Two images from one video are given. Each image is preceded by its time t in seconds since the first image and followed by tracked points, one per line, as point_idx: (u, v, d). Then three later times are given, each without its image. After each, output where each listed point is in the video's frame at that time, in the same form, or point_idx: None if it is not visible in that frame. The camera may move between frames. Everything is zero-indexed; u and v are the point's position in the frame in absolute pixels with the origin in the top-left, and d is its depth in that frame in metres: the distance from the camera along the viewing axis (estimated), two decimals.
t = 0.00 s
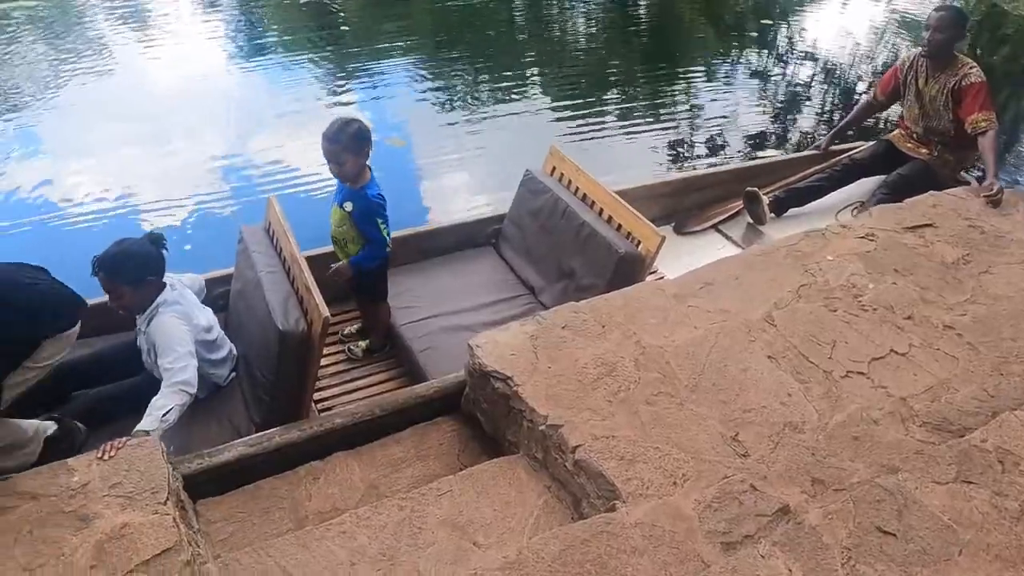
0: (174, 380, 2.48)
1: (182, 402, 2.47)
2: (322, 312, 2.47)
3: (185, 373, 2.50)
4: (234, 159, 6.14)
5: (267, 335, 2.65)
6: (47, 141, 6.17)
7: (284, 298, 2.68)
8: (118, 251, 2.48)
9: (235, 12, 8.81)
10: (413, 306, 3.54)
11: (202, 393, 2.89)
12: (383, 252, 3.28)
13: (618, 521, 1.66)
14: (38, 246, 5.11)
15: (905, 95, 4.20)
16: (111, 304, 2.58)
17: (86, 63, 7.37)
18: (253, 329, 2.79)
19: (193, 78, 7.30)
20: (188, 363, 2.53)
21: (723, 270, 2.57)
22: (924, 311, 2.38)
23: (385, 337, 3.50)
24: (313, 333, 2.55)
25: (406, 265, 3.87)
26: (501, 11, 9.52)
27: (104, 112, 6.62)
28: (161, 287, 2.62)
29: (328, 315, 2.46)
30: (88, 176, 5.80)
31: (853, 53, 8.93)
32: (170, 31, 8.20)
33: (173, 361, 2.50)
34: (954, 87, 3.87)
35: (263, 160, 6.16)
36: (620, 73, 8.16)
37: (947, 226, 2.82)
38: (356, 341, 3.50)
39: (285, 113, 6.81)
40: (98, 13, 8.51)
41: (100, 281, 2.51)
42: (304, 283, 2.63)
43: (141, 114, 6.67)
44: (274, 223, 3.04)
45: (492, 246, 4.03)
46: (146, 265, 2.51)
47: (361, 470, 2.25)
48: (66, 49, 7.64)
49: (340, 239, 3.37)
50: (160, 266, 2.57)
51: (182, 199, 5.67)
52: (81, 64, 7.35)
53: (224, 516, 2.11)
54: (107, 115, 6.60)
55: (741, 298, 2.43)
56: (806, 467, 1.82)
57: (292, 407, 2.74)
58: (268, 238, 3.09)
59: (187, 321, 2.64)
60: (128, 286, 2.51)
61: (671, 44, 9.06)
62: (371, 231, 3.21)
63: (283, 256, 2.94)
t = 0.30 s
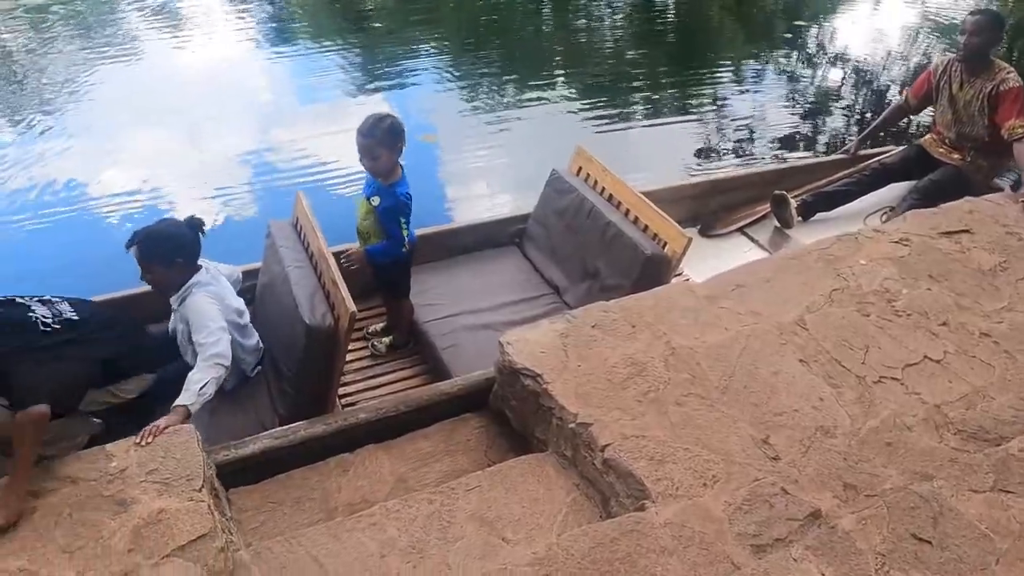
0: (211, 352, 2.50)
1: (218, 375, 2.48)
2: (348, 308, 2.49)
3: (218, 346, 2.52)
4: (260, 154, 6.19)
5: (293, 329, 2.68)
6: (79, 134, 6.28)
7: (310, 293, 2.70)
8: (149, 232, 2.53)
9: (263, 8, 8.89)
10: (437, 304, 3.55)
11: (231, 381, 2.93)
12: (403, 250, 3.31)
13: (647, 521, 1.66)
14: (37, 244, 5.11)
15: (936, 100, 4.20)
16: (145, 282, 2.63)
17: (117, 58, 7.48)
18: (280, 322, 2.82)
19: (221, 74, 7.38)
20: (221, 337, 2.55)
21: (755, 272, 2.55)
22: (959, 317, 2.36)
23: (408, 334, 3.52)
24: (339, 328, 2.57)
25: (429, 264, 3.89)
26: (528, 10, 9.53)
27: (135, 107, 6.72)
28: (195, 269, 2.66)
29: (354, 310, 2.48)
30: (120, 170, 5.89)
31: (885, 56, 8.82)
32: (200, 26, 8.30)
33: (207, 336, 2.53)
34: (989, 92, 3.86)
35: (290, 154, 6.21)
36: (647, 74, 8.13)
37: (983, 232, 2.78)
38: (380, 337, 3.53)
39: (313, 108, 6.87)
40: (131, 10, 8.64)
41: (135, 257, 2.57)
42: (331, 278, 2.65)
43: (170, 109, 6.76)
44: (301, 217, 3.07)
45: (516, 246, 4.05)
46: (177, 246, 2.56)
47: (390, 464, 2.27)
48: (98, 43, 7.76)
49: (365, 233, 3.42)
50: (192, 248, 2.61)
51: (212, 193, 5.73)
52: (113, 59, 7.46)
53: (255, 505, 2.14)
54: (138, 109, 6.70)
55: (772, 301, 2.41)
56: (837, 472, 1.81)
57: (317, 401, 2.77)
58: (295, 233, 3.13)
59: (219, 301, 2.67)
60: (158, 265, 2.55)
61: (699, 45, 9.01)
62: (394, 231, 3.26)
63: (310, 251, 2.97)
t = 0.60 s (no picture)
0: (240, 331, 2.54)
1: (246, 355, 2.51)
2: (374, 303, 2.51)
3: (247, 326, 2.55)
4: (287, 149, 6.26)
5: (320, 321, 2.71)
6: (112, 127, 6.38)
7: (337, 286, 2.73)
8: (190, 216, 2.58)
9: (293, 5, 8.99)
10: (461, 301, 3.57)
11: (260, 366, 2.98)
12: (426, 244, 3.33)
13: (676, 519, 1.67)
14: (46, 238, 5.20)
15: (972, 105, 4.16)
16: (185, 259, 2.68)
17: (149, 53, 7.61)
18: (306, 314, 2.85)
19: (251, 70, 7.46)
20: (250, 317, 2.58)
21: (786, 275, 2.54)
22: (995, 324, 2.33)
23: (432, 332, 3.54)
24: (365, 322, 2.59)
25: (454, 262, 3.91)
26: (557, 10, 9.53)
27: (167, 102, 6.83)
28: (235, 254, 2.71)
29: (380, 306, 2.50)
30: (152, 163, 5.99)
31: (919, 59, 8.70)
32: (231, 22, 8.41)
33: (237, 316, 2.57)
34: None
35: (316, 150, 6.27)
36: (675, 74, 8.10)
37: (1021, 239, 2.74)
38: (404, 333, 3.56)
39: (340, 104, 6.92)
40: (164, 7, 8.77)
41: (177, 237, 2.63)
42: (358, 273, 2.68)
43: (201, 104, 6.85)
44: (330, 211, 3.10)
45: (541, 245, 4.06)
46: (217, 230, 2.59)
47: (418, 456, 2.29)
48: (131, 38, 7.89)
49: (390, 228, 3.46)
50: (232, 232, 2.66)
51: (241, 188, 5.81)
52: (146, 54, 7.59)
53: (286, 493, 2.17)
54: (169, 104, 6.81)
55: (804, 304, 2.40)
56: (870, 476, 1.80)
57: (341, 394, 2.80)
58: (323, 227, 3.16)
59: (254, 284, 2.72)
60: (197, 246, 2.60)
61: (729, 46, 8.95)
62: (421, 224, 3.28)
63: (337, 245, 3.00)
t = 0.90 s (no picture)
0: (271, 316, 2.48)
1: (279, 339, 2.43)
2: (402, 298, 2.53)
3: (279, 312, 2.50)
4: (314, 146, 6.32)
5: (348, 314, 2.74)
6: (143, 121, 6.48)
7: (365, 280, 2.75)
8: (223, 205, 2.62)
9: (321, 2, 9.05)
10: (487, 298, 3.59)
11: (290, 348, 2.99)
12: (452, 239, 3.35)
13: (706, 518, 1.67)
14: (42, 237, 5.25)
15: (1010, 110, 4.11)
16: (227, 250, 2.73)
17: (180, 48, 7.71)
18: (334, 306, 2.88)
19: (279, 68, 7.53)
20: (283, 303, 2.54)
21: (820, 278, 2.52)
22: None
23: (457, 327, 3.56)
24: (392, 316, 2.61)
25: (481, 259, 3.93)
26: (586, 9, 9.50)
27: (196, 96, 6.91)
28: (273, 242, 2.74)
29: (408, 300, 2.52)
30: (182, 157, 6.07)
31: (954, 63, 8.57)
32: (261, 19, 8.49)
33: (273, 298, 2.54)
34: None
35: (342, 147, 6.32)
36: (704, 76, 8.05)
37: None
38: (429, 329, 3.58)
39: (367, 101, 6.97)
40: (196, 3, 8.89)
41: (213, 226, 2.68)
42: (386, 267, 2.70)
43: (230, 99, 6.93)
44: (360, 206, 3.12)
45: (568, 243, 4.06)
46: (252, 218, 2.63)
47: (448, 449, 2.31)
48: (163, 34, 8.00)
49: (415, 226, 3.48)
50: (267, 222, 2.68)
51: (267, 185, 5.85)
52: (177, 49, 7.69)
53: (317, 481, 2.20)
54: (200, 98, 6.90)
55: (838, 308, 2.38)
56: (903, 481, 1.79)
57: (367, 387, 2.82)
58: (352, 221, 3.19)
59: (288, 273, 2.73)
60: (232, 235, 2.64)
61: (759, 47, 8.87)
62: (445, 220, 3.30)
63: (366, 239, 3.03)
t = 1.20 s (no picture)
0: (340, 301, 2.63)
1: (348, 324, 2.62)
2: (435, 294, 2.54)
3: (348, 297, 2.65)
4: (343, 143, 6.37)
5: (382, 309, 2.76)
6: (176, 118, 6.56)
7: (399, 275, 2.77)
8: (257, 202, 2.63)
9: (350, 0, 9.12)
10: (518, 296, 3.59)
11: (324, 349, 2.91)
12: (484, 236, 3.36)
13: (742, 520, 1.66)
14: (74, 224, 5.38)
15: None
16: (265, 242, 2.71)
17: (211, 44, 7.81)
18: (368, 300, 2.90)
19: (307, 65, 7.59)
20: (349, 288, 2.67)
21: (858, 283, 2.49)
22: None
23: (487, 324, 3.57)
24: (426, 311, 2.63)
25: (511, 257, 3.93)
26: (616, 10, 9.47)
27: (226, 93, 6.97)
28: (309, 233, 2.74)
29: (442, 296, 2.53)
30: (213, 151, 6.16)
31: (993, 68, 8.43)
32: (291, 16, 8.57)
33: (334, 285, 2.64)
34: None
35: (370, 144, 6.37)
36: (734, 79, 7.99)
37: None
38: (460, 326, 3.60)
39: (396, 100, 7.02)
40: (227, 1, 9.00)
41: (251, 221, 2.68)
42: (421, 263, 2.71)
43: (260, 96, 7.00)
44: (394, 203, 3.14)
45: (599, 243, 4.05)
46: (286, 214, 2.61)
47: (481, 445, 2.33)
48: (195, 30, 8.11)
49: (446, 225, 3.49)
50: (301, 217, 2.66)
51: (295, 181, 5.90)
52: (208, 45, 7.79)
53: (352, 473, 2.23)
54: (232, 94, 6.98)
55: (875, 313, 2.35)
56: (943, 489, 1.78)
57: (399, 381, 2.84)
58: (386, 217, 3.21)
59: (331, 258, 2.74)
60: (269, 230, 2.65)
61: (792, 49, 8.78)
62: (478, 220, 3.32)
63: (400, 235, 3.04)
